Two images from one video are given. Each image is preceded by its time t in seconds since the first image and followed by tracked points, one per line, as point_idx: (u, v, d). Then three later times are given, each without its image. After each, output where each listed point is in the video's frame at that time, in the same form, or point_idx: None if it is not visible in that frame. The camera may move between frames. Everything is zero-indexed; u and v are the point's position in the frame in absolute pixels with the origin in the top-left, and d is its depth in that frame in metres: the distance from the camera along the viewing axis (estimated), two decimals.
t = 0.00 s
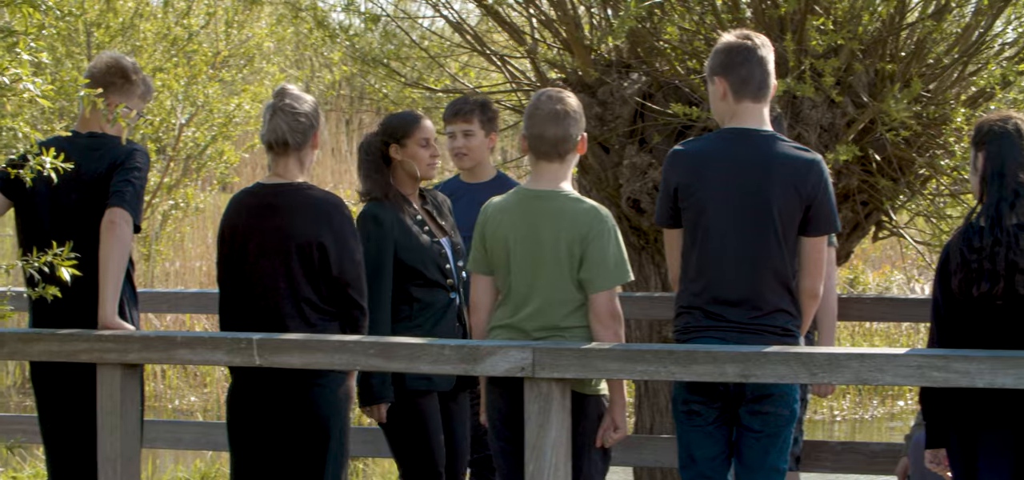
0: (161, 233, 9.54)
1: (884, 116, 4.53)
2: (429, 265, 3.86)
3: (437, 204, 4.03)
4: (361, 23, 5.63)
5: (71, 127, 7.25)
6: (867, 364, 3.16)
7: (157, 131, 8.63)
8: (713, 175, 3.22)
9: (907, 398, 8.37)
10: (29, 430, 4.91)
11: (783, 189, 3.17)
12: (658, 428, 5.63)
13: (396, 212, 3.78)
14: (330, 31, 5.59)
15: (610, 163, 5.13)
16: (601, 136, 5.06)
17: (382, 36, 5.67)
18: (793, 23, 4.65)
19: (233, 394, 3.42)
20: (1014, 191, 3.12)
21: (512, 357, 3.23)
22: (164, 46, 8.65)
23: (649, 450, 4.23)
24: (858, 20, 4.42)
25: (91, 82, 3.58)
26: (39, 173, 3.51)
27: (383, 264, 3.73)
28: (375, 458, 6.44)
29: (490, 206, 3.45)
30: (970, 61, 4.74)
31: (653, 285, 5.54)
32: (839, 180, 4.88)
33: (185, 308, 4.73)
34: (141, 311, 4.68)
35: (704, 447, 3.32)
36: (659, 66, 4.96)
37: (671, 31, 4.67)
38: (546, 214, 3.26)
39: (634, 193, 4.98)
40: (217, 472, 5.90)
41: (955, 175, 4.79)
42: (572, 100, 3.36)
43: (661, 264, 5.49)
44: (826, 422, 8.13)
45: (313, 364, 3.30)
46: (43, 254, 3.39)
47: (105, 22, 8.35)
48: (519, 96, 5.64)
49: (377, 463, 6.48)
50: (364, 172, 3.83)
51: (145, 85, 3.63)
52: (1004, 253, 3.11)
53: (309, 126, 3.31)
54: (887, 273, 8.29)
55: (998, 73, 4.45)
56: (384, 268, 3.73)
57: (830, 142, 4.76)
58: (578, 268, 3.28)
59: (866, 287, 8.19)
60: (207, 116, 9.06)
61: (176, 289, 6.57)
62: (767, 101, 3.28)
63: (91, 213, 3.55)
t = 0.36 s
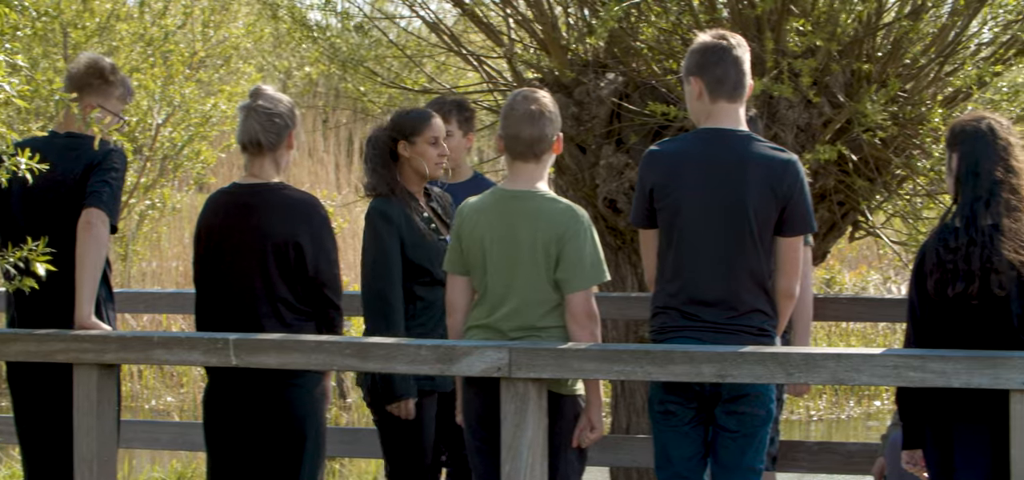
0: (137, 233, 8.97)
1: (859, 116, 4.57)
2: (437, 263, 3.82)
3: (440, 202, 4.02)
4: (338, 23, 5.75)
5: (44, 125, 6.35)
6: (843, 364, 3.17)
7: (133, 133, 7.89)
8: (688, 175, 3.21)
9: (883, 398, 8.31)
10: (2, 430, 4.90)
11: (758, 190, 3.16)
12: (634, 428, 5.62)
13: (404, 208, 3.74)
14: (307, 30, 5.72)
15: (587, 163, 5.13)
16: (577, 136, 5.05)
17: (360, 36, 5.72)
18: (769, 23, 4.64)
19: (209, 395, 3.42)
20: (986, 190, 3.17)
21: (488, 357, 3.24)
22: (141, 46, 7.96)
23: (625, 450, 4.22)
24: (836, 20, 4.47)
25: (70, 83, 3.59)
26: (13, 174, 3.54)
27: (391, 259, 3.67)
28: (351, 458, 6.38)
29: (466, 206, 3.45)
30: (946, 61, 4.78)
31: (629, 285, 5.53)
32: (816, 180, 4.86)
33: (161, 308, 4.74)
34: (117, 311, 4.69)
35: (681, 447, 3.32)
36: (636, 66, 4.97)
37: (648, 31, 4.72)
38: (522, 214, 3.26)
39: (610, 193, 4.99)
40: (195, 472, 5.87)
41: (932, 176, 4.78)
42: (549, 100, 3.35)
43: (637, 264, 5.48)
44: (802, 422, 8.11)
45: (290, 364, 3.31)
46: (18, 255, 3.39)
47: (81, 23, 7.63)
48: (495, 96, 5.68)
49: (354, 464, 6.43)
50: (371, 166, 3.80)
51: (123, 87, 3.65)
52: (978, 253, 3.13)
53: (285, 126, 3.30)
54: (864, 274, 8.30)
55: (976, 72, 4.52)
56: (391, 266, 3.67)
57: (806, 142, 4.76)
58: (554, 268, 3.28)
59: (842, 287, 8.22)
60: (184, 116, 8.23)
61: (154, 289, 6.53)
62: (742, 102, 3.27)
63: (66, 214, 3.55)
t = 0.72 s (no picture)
0: (112, 234, 9.12)
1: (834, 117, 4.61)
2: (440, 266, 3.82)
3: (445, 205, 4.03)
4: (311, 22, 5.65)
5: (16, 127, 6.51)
6: (817, 364, 3.19)
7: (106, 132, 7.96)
8: (661, 175, 3.20)
9: (855, 398, 8.38)
10: None
11: (730, 190, 3.15)
12: (608, 429, 5.57)
13: (410, 213, 3.71)
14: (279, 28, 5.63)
15: (560, 163, 5.14)
16: (551, 136, 5.03)
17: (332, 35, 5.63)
18: (742, 23, 4.69)
19: (182, 395, 3.43)
20: (956, 191, 3.22)
21: (461, 357, 3.24)
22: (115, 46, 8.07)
23: (598, 450, 4.21)
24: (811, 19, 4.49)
25: (47, 85, 3.59)
26: None
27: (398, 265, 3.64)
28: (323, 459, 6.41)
29: (439, 206, 3.43)
30: (919, 62, 4.85)
31: (602, 285, 5.51)
32: (789, 180, 4.89)
33: (135, 309, 4.74)
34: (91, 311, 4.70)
35: (653, 448, 3.32)
36: (609, 67, 4.94)
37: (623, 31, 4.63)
38: (494, 214, 3.26)
39: (583, 194, 4.94)
40: (167, 473, 5.89)
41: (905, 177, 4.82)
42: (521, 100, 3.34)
43: (610, 264, 5.45)
44: (775, 423, 8.14)
45: (263, 365, 3.31)
46: None
47: (54, 23, 7.69)
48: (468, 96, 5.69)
49: (327, 465, 6.47)
50: (375, 171, 3.76)
51: (100, 89, 3.64)
52: (950, 254, 3.18)
53: (256, 127, 3.30)
54: (836, 275, 8.50)
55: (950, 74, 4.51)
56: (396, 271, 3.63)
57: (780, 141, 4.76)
58: (527, 268, 3.28)
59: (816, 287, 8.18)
60: (158, 115, 8.33)
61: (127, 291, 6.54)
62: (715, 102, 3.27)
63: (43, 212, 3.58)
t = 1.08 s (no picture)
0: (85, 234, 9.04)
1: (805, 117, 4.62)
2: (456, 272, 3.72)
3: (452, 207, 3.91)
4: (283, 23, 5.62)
5: None
6: (789, 364, 3.19)
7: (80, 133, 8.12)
8: (632, 176, 3.19)
9: (828, 398, 8.39)
10: None
11: (700, 190, 3.14)
12: (581, 429, 5.58)
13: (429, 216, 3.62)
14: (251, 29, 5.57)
15: (534, 163, 5.13)
16: (524, 136, 5.06)
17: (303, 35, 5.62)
18: (715, 24, 4.70)
19: (155, 396, 3.43)
20: (926, 191, 3.28)
21: (434, 358, 3.24)
22: (89, 47, 8.19)
23: (571, 450, 4.24)
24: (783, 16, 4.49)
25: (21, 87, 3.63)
26: None
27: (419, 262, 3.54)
28: (297, 459, 6.40)
29: (413, 206, 3.43)
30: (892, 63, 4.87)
31: (575, 285, 5.52)
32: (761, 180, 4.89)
33: (108, 309, 4.75)
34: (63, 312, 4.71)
35: (626, 448, 3.31)
36: (581, 68, 4.97)
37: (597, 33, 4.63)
38: (467, 214, 3.26)
39: (556, 194, 4.98)
40: (140, 474, 5.89)
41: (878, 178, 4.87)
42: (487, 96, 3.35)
43: (583, 264, 5.48)
44: (748, 422, 8.16)
45: (236, 365, 3.31)
46: None
47: (27, 23, 7.82)
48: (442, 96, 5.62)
49: (301, 466, 6.46)
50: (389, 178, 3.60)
51: (74, 92, 3.68)
52: (919, 254, 3.24)
53: (227, 126, 3.31)
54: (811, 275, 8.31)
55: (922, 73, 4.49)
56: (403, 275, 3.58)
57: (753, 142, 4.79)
58: (499, 268, 3.29)
59: (790, 287, 8.04)
60: (130, 116, 8.52)
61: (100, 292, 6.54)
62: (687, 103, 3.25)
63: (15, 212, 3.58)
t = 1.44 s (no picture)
0: (57, 234, 9.15)
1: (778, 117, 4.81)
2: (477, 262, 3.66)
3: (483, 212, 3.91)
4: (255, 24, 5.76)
5: None
6: (762, 364, 3.20)
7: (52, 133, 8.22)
8: (604, 176, 3.16)
9: (801, 398, 8.40)
10: None
11: (672, 191, 3.11)
12: (553, 429, 5.64)
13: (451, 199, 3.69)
14: (223, 31, 5.75)
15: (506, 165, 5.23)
16: (497, 137, 5.10)
17: (275, 37, 5.83)
18: (687, 24, 4.89)
19: (128, 396, 3.43)
20: (897, 192, 3.30)
21: (407, 358, 3.25)
22: (62, 47, 8.32)
23: (544, 450, 4.27)
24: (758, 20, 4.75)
25: None
26: None
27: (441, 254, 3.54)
28: (270, 459, 6.43)
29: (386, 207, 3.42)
30: (865, 63, 5.07)
31: (548, 286, 5.59)
32: (736, 181, 5.01)
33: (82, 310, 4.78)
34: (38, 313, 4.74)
35: (599, 448, 3.30)
36: (555, 68, 5.12)
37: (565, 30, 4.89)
38: (440, 215, 3.25)
39: (528, 194, 5.03)
40: (113, 474, 5.92)
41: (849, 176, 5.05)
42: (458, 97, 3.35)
43: (556, 265, 5.54)
44: (721, 422, 8.18)
45: (208, 366, 3.32)
46: None
47: None
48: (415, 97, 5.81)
49: (273, 466, 6.47)
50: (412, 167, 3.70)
51: (35, 90, 3.66)
52: (890, 254, 3.25)
53: (199, 127, 3.31)
54: (783, 274, 8.13)
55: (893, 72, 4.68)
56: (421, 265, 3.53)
57: (726, 143, 4.91)
58: (472, 269, 3.29)
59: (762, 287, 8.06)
60: (103, 116, 8.75)
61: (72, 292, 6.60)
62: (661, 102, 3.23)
63: None
